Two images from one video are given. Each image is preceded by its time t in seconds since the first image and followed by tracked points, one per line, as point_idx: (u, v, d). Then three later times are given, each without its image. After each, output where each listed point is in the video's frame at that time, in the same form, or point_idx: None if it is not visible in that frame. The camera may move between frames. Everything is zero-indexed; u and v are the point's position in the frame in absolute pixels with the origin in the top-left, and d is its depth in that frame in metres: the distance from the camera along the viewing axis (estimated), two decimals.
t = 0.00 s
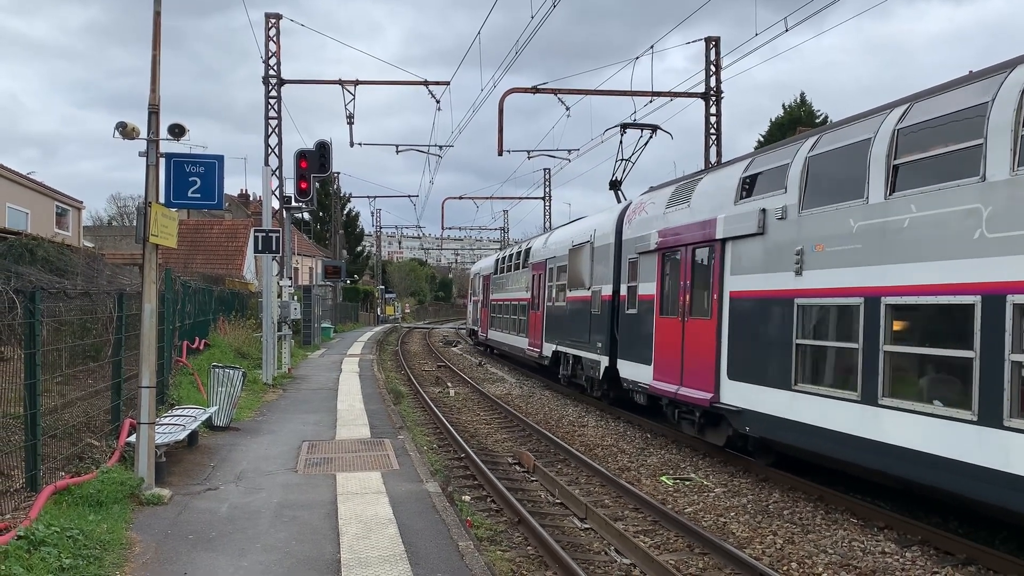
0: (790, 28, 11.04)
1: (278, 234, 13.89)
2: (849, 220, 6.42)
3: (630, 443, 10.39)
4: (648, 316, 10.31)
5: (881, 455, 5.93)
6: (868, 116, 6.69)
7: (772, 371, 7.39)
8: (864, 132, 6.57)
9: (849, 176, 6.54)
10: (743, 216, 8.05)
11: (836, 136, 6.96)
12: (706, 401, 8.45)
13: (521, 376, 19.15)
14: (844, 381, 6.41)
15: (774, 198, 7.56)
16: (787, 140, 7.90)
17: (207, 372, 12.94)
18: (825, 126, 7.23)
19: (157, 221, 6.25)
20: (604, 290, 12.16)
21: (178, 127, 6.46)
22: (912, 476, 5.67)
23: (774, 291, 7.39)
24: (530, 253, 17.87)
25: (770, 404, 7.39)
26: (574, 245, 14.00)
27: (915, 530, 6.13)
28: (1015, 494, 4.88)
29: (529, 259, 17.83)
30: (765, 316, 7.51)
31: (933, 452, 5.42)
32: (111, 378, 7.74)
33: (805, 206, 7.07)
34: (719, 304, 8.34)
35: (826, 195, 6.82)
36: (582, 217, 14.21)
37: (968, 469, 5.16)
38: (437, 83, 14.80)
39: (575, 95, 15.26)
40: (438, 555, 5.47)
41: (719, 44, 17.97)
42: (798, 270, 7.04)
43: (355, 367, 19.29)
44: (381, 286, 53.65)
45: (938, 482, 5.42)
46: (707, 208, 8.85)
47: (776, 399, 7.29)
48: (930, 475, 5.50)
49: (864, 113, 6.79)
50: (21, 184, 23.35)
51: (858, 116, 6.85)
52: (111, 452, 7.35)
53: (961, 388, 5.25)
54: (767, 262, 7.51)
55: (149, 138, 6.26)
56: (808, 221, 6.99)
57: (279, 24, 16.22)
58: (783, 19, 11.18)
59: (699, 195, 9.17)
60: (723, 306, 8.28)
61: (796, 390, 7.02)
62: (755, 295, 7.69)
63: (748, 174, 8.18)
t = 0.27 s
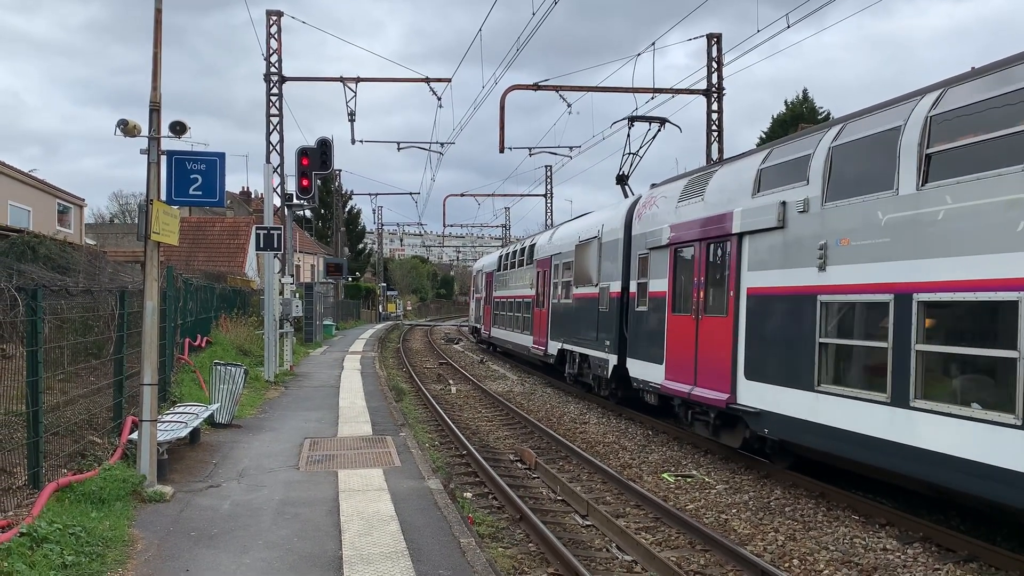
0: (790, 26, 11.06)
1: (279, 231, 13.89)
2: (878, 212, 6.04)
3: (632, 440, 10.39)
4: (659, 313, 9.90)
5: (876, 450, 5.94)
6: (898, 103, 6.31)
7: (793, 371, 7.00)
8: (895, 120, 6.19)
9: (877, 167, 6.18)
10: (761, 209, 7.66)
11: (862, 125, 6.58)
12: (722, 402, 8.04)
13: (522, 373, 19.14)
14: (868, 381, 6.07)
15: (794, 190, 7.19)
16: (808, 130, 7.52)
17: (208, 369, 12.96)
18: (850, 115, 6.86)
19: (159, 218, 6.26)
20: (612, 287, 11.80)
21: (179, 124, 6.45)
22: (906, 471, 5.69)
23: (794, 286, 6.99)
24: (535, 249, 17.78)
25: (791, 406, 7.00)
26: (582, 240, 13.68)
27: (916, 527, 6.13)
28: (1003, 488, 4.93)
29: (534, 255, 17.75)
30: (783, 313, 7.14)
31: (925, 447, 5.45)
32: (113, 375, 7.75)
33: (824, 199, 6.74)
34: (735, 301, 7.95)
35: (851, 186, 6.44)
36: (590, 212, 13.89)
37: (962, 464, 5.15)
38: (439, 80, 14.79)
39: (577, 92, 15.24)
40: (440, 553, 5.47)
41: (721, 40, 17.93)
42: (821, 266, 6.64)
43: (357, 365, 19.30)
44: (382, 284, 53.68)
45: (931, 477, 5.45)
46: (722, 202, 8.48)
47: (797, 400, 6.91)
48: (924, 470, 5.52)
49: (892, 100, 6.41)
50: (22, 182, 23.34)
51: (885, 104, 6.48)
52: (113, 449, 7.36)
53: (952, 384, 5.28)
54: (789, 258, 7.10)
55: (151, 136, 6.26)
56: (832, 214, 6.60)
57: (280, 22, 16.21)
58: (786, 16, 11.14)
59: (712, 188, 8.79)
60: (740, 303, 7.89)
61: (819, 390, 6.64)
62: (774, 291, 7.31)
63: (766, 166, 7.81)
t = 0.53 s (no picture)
0: (792, 21, 11.02)
1: (281, 228, 13.89)
2: (906, 204, 5.64)
3: (634, 437, 10.39)
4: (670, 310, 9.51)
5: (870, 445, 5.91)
6: (926, 90, 5.90)
7: (813, 372, 6.62)
8: (924, 108, 5.78)
9: (905, 157, 5.79)
10: (779, 202, 7.28)
11: (887, 114, 6.19)
12: (739, 403, 7.65)
13: (524, 369, 19.16)
14: (892, 382, 5.75)
15: (814, 182, 6.80)
16: (828, 120, 7.13)
17: (211, 366, 12.99)
18: (874, 103, 6.46)
19: (161, 215, 6.26)
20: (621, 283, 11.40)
21: (181, 121, 6.45)
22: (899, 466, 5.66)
23: (815, 281, 6.61)
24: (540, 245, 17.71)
25: (811, 407, 6.63)
26: (589, 235, 13.43)
27: (918, 523, 6.13)
28: (998, 483, 4.84)
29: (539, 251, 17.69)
30: (801, 310, 6.79)
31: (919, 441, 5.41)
32: (116, 371, 7.76)
33: (849, 191, 6.34)
34: (752, 298, 7.57)
35: (876, 177, 6.05)
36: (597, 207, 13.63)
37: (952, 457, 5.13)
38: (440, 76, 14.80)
39: (579, 88, 15.21)
40: (442, 549, 5.47)
41: (723, 36, 17.89)
42: (846, 261, 6.24)
43: (359, 361, 19.33)
44: (385, 281, 53.75)
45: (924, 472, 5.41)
46: (736, 195, 8.10)
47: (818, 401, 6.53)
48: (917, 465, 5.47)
49: (920, 87, 6.01)
50: (25, 179, 23.37)
51: (912, 91, 6.08)
52: (116, 445, 7.38)
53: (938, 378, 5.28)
54: (811, 252, 6.71)
55: (153, 132, 6.26)
56: (857, 206, 6.21)
57: (281, 18, 16.19)
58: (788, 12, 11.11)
59: (726, 181, 8.40)
60: (757, 299, 7.51)
61: (842, 390, 6.26)
62: (793, 287, 6.93)
63: (785, 157, 7.41)
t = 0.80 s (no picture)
0: (793, 19, 10.98)
1: (282, 225, 13.89)
2: (931, 197, 5.34)
3: (635, 434, 10.39)
4: (677, 308, 9.30)
5: (867, 441, 5.89)
6: (953, 79, 5.58)
7: (830, 373, 6.33)
8: (950, 98, 5.47)
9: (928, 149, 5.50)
10: (794, 196, 6.97)
11: (909, 104, 5.87)
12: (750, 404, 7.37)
13: (525, 367, 19.16)
14: (909, 382, 5.49)
15: (831, 175, 6.51)
16: (847, 112, 6.81)
17: (212, 362, 13.00)
18: (896, 94, 6.14)
19: (162, 212, 6.26)
20: (627, 280, 11.28)
21: (183, 117, 6.45)
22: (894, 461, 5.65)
23: (833, 278, 6.31)
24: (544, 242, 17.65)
25: (827, 409, 6.34)
26: (595, 232, 13.30)
27: (919, 521, 6.12)
28: (994, 480, 4.81)
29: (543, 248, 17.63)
30: (808, 310, 6.63)
31: (915, 437, 5.38)
32: (117, 368, 7.77)
33: (868, 184, 6.05)
34: (765, 296, 7.28)
35: (897, 170, 5.75)
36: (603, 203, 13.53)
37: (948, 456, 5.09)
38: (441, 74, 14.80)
39: (581, 85, 15.19)
40: (443, 546, 5.47)
41: (725, 34, 17.86)
42: (865, 257, 5.95)
43: (361, 358, 19.35)
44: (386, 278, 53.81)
45: (914, 467, 5.40)
46: (748, 190, 7.82)
47: (836, 403, 6.23)
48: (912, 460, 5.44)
49: (946, 77, 5.69)
50: (27, 175, 23.38)
51: (937, 81, 5.76)
52: (117, 442, 7.38)
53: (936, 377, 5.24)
54: (827, 247, 6.42)
55: (155, 129, 6.26)
56: (876, 200, 5.92)
57: (283, 15, 16.18)
58: (792, 7, 11.03)
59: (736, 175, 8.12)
60: (769, 298, 7.23)
61: (860, 392, 5.97)
62: (809, 284, 6.63)
63: (799, 150, 7.11)
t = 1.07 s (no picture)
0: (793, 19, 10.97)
1: (283, 224, 13.89)
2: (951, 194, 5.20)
3: (635, 433, 10.39)
4: (685, 307, 9.21)
5: (869, 442, 5.89)
6: (974, 72, 5.43)
7: (845, 374, 6.19)
8: (971, 90, 5.32)
9: (948, 144, 5.36)
10: (807, 194, 6.85)
11: (927, 98, 5.72)
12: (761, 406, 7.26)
13: (526, 366, 19.17)
14: (928, 384, 5.35)
15: (845, 172, 6.38)
16: (861, 106, 6.66)
17: (212, 362, 13.00)
18: (912, 87, 5.98)
19: (162, 211, 6.26)
20: (632, 280, 11.24)
21: (183, 117, 6.44)
22: (893, 462, 5.66)
23: (848, 277, 6.17)
24: (546, 241, 17.63)
25: (842, 411, 6.21)
26: (598, 231, 13.25)
27: (919, 521, 6.12)
28: (994, 480, 4.82)
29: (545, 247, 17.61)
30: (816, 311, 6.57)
31: (915, 437, 5.40)
32: (118, 367, 7.77)
33: (884, 181, 5.91)
34: (776, 295, 7.18)
35: (915, 165, 5.61)
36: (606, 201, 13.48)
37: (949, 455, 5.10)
38: (442, 73, 14.81)
39: (581, 85, 15.18)
40: (443, 546, 5.46)
41: (725, 33, 17.85)
42: (881, 255, 5.81)
43: (361, 357, 19.36)
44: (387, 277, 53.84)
45: (915, 467, 5.43)
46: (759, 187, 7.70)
47: (851, 405, 6.09)
48: (912, 460, 5.46)
49: (966, 69, 5.54)
50: (27, 175, 23.38)
51: (956, 74, 5.61)
52: (118, 441, 7.38)
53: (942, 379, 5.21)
54: (841, 246, 6.29)
55: (155, 128, 6.26)
56: (892, 197, 5.79)
57: (283, 14, 16.18)
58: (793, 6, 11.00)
59: (747, 172, 8.00)
60: (781, 297, 7.12)
61: (876, 394, 5.83)
62: (823, 283, 6.48)
63: (813, 146, 6.97)
